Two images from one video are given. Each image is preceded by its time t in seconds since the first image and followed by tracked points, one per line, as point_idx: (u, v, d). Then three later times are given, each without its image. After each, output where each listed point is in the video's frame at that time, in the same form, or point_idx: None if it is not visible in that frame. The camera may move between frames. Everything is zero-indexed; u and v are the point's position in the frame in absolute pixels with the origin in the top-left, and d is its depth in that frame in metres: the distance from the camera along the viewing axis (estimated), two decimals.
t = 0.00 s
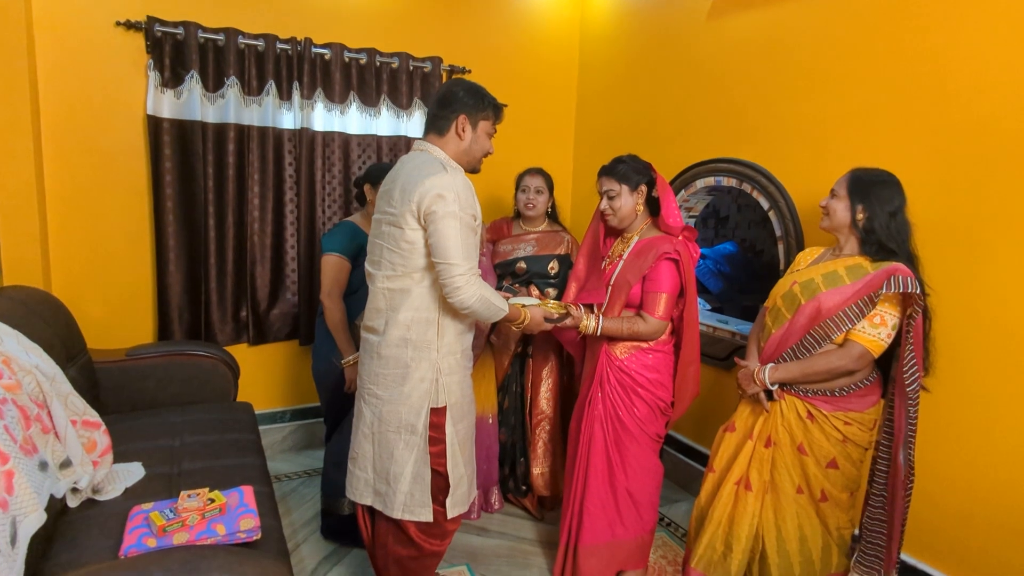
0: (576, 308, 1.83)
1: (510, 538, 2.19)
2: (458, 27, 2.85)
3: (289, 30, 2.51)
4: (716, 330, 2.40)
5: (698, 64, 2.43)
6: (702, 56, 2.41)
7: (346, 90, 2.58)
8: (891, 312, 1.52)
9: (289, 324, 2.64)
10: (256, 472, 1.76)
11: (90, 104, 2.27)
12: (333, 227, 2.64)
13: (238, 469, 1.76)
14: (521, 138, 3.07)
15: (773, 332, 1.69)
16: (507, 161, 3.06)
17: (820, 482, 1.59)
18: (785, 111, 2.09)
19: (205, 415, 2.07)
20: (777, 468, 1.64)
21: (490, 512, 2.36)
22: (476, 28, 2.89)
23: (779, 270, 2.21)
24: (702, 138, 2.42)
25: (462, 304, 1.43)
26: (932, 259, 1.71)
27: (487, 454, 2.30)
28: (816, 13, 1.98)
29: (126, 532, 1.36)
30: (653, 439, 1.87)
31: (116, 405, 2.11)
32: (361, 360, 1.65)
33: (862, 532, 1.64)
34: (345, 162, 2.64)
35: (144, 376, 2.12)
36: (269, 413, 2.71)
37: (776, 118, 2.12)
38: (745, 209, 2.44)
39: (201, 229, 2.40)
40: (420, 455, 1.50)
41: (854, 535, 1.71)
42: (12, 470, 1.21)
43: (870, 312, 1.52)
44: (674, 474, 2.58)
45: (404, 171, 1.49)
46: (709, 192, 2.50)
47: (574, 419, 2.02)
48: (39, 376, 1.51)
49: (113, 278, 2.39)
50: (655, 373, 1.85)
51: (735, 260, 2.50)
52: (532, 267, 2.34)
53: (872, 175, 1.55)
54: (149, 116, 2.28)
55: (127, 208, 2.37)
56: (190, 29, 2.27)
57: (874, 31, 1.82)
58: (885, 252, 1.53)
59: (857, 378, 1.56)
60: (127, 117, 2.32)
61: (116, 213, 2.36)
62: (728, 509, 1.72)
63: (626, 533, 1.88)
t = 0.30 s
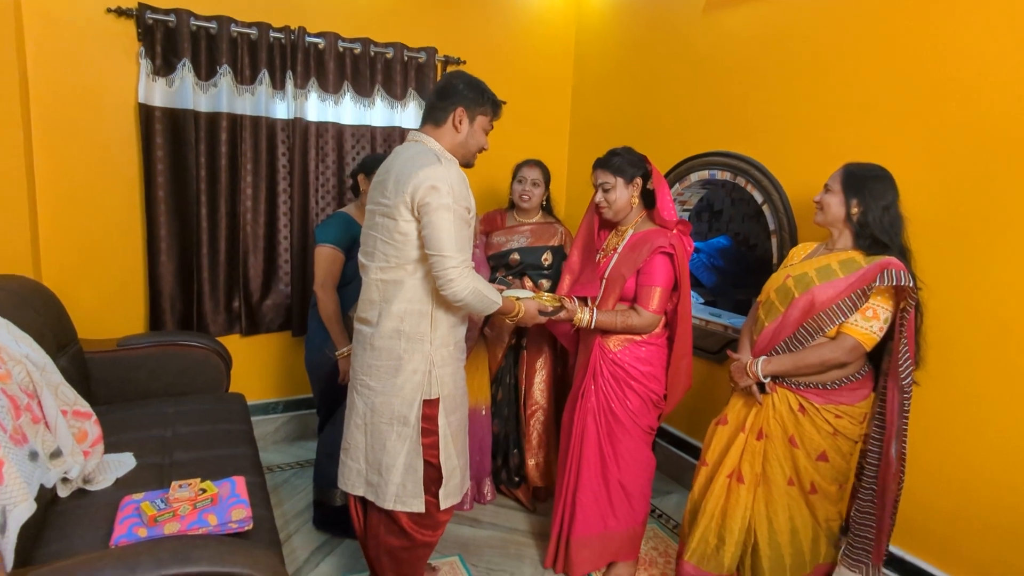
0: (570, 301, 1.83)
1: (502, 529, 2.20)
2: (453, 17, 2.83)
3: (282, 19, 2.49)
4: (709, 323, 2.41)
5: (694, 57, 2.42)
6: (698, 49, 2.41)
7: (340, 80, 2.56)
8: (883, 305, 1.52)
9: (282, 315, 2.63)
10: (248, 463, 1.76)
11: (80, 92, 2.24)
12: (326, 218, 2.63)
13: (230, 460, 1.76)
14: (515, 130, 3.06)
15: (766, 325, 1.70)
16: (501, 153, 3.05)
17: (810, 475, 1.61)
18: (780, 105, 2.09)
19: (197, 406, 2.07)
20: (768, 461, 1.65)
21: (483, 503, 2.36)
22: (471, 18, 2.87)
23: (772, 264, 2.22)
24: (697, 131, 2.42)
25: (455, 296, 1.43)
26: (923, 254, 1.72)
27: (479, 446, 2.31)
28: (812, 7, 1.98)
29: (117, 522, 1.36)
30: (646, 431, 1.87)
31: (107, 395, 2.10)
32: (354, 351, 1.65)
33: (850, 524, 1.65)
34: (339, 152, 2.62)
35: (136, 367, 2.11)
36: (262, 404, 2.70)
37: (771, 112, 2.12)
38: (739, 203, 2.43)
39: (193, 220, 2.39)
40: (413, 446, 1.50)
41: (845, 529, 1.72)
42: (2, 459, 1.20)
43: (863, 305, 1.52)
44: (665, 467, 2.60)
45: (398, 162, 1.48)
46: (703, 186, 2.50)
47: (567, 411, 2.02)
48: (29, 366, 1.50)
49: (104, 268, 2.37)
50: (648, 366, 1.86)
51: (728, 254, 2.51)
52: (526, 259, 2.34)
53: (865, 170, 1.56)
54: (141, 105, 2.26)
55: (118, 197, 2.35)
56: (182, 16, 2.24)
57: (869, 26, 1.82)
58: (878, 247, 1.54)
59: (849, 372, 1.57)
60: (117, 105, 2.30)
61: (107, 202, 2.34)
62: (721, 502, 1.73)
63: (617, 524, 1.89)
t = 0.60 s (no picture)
0: (557, 291, 1.83)
1: (487, 518, 2.21)
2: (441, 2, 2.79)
3: (266, 2, 2.44)
4: (694, 314, 2.42)
5: (683, 47, 2.41)
6: (687, 39, 2.40)
7: (325, 66, 2.53)
8: (871, 300, 1.55)
9: (266, 304, 2.61)
10: (232, 452, 1.75)
11: (58, 74, 2.19)
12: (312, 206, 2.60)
13: (214, 449, 1.75)
14: (503, 118, 3.04)
15: (753, 316, 1.70)
16: (489, 142, 3.03)
17: (795, 464, 1.63)
18: (768, 97, 2.09)
19: (180, 394, 2.05)
20: (753, 451, 1.66)
21: (468, 492, 2.37)
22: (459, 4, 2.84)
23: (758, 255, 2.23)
24: (685, 122, 2.42)
25: (441, 286, 1.42)
26: (905, 247, 1.74)
27: (465, 435, 2.31)
28: None
29: (97, 511, 1.35)
30: (631, 421, 1.88)
31: (89, 383, 2.07)
32: (338, 340, 1.63)
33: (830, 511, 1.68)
34: (324, 139, 2.59)
35: (117, 355, 2.09)
36: (246, 393, 2.68)
37: (759, 103, 2.12)
38: (726, 193, 2.44)
39: (176, 206, 2.35)
40: (397, 436, 1.50)
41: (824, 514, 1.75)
42: None
43: (851, 299, 1.54)
44: (650, 456, 2.62)
45: (385, 149, 1.46)
46: (690, 176, 2.50)
47: (551, 400, 2.02)
48: (7, 353, 1.48)
49: (84, 254, 2.33)
50: (633, 356, 1.86)
51: (714, 245, 2.52)
52: (514, 248, 2.34)
53: (857, 162, 1.56)
54: (121, 88, 2.21)
55: (98, 182, 2.31)
56: None
57: (857, 18, 1.82)
58: (866, 241, 1.56)
59: (834, 362, 1.59)
60: (96, 88, 2.25)
61: (87, 188, 2.29)
62: (705, 491, 1.74)
63: (601, 513, 1.90)
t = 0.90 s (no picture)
0: (541, 297, 1.83)
1: (473, 523, 2.21)
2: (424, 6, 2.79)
3: (247, 5, 2.42)
4: (679, 317, 2.44)
5: (666, 51, 2.43)
6: (670, 43, 2.41)
7: (308, 70, 2.51)
8: (856, 309, 1.57)
9: (249, 309, 2.58)
10: (214, 461, 1.73)
11: (34, 78, 2.15)
12: (294, 211, 2.58)
13: (195, 458, 1.73)
14: (487, 122, 3.03)
15: (739, 323, 1.72)
16: (474, 145, 3.03)
17: (782, 469, 1.64)
18: (750, 102, 2.11)
19: (160, 402, 2.02)
20: (739, 457, 1.68)
21: (454, 497, 2.37)
22: (442, 8, 2.83)
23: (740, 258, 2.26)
24: (668, 126, 2.43)
25: (424, 294, 1.42)
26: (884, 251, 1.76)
27: (451, 440, 2.30)
28: (781, 4, 2.00)
29: (74, 524, 1.32)
30: (615, 425, 1.89)
31: (66, 393, 2.04)
32: (321, 347, 1.62)
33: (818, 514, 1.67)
34: (307, 143, 2.57)
35: (95, 363, 2.05)
36: (228, 400, 2.66)
37: (741, 108, 2.14)
38: (710, 197, 2.47)
39: (156, 212, 2.33)
40: (381, 443, 1.49)
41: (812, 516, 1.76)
42: None
43: (837, 308, 1.56)
44: (635, 459, 2.63)
45: (367, 156, 1.46)
46: (673, 180, 2.52)
47: (536, 405, 2.03)
48: None
49: (62, 261, 2.30)
50: (617, 360, 1.87)
51: (699, 248, 2.54)
52: (500, 252, 2.34)
53: (843, 168, 1.59)
54: (99, 92, 2.18)
55: (76, 187, 2.27)
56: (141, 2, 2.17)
57: (836, 24, 1.84)
58: (850, 249, 1.58)
59: (819, 368, 1.61)
60: (73, 92, 2.21)
61: (64, 194, 2.26)
62: (692, 497, 1.75)
63: (586, 517, 1.91)
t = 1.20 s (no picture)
0: (532, 307, 1.83)
1: (468, 536, 2.19)
2: (412, 17, 2.80)
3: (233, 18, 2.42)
4: (671, 324, 2.43)
5: (653, 60, 2.44)
6: (657, 51, 2.42)
7: (295, 82, 2.51)
8: (852, 315, 1.57)
9: (239, 323, 2.56)
10: (203, 478, 1.71)
11: (19, 93, 2.14)
12: (284, 223, 2.57)
13: (184, 476, 1.70)
14: (477, 131, 3.04)
15: (734, 331, 1.73)
16: (464, 155, 3.03)
17: (781, 479, 1.63)
18: (738, 109, 2.12)
19: (149, 419, 2.00)
20: (738, 467, 1.67)
21: (448, 509, 2.35)
22: (430, 19, 2.84)
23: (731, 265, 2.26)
24: (657, 134, 2.44)
25: (413, 306, 1.41)
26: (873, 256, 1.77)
27: (444, 452, 2.29)
28: (766, 13, 2.02)
29: (60, 547, 1.30)
30: (608, 434, 1.88)
31: (52, 412, 2.01)
32: (310, 361, 1.61)
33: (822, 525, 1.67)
34: (296, 156, 2.57)
35: (82, 381, 2.03)
36: (219, 415, 2.63)
37: (728, 116, 2.15)
38: (699, 203, 2.46)
39: (143, 226, 2.31)
40: (372, 457, 1.48)
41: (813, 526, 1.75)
42: None
43: (832, 315, 1.56)
44: (630, 467, 2.62)
45: (355, 169, 1.45)
46: (663, 187, 2.53)
47: (529, 416, 2.02)
48: None
49: (48, 277, 2.27)
50: (609, 369, 1.86)
51: (689, 255, 2.54)
52: (491, 262, 2.33)
53: (835, 175, 1.60)
54: (84, 107, 2.17)
55: (62, 203, 2.25)
56: (126, 16, 2.16)
57: (820, 32, 1.86)
58: (844, 256, 1.59)
59: (816, 375, 1.61)
60: (58, 107, 2.20)
61: (49, 209, 2.24)
62: (692, 509, 1.75)
63: (581, 528, 1.90)
